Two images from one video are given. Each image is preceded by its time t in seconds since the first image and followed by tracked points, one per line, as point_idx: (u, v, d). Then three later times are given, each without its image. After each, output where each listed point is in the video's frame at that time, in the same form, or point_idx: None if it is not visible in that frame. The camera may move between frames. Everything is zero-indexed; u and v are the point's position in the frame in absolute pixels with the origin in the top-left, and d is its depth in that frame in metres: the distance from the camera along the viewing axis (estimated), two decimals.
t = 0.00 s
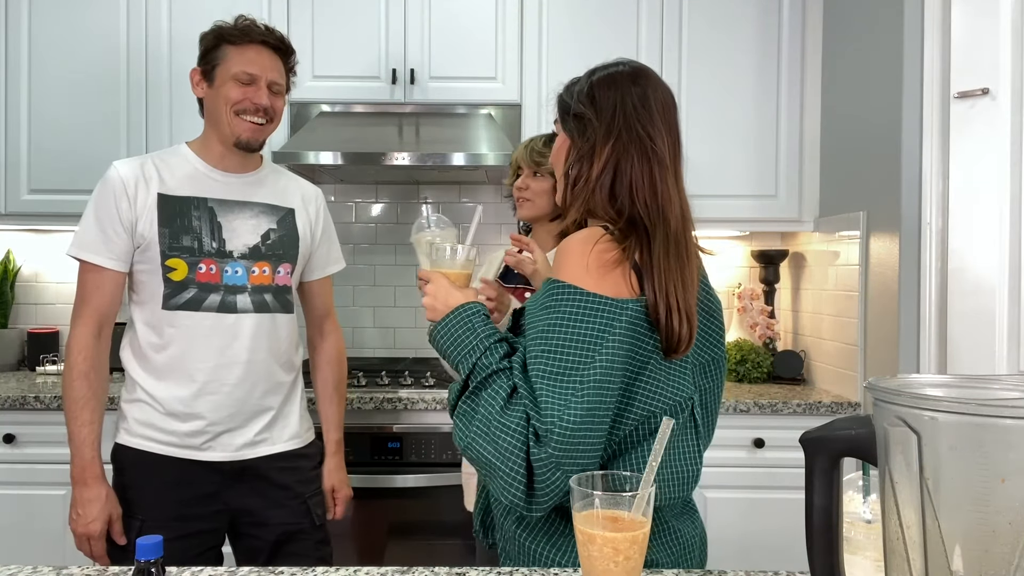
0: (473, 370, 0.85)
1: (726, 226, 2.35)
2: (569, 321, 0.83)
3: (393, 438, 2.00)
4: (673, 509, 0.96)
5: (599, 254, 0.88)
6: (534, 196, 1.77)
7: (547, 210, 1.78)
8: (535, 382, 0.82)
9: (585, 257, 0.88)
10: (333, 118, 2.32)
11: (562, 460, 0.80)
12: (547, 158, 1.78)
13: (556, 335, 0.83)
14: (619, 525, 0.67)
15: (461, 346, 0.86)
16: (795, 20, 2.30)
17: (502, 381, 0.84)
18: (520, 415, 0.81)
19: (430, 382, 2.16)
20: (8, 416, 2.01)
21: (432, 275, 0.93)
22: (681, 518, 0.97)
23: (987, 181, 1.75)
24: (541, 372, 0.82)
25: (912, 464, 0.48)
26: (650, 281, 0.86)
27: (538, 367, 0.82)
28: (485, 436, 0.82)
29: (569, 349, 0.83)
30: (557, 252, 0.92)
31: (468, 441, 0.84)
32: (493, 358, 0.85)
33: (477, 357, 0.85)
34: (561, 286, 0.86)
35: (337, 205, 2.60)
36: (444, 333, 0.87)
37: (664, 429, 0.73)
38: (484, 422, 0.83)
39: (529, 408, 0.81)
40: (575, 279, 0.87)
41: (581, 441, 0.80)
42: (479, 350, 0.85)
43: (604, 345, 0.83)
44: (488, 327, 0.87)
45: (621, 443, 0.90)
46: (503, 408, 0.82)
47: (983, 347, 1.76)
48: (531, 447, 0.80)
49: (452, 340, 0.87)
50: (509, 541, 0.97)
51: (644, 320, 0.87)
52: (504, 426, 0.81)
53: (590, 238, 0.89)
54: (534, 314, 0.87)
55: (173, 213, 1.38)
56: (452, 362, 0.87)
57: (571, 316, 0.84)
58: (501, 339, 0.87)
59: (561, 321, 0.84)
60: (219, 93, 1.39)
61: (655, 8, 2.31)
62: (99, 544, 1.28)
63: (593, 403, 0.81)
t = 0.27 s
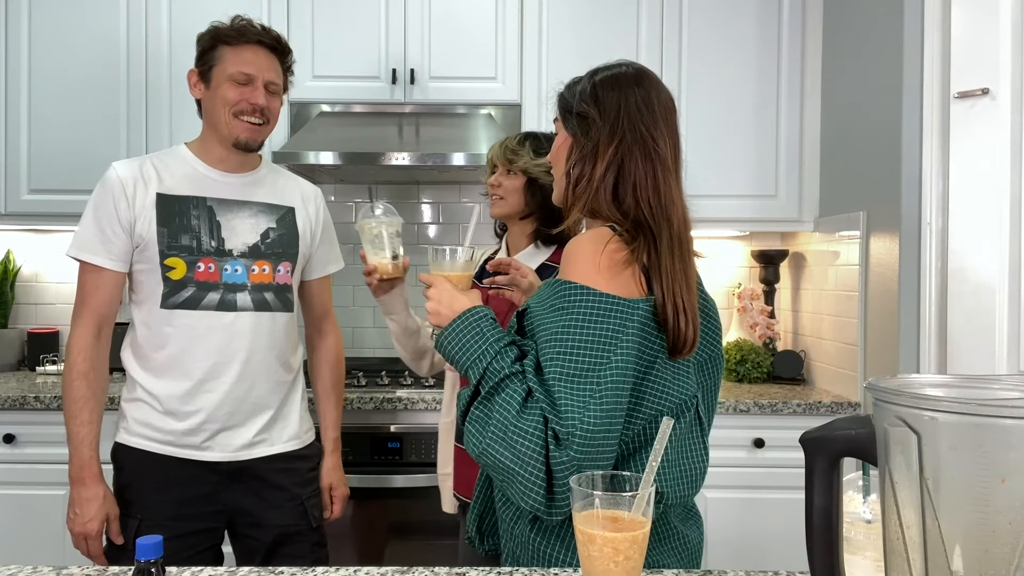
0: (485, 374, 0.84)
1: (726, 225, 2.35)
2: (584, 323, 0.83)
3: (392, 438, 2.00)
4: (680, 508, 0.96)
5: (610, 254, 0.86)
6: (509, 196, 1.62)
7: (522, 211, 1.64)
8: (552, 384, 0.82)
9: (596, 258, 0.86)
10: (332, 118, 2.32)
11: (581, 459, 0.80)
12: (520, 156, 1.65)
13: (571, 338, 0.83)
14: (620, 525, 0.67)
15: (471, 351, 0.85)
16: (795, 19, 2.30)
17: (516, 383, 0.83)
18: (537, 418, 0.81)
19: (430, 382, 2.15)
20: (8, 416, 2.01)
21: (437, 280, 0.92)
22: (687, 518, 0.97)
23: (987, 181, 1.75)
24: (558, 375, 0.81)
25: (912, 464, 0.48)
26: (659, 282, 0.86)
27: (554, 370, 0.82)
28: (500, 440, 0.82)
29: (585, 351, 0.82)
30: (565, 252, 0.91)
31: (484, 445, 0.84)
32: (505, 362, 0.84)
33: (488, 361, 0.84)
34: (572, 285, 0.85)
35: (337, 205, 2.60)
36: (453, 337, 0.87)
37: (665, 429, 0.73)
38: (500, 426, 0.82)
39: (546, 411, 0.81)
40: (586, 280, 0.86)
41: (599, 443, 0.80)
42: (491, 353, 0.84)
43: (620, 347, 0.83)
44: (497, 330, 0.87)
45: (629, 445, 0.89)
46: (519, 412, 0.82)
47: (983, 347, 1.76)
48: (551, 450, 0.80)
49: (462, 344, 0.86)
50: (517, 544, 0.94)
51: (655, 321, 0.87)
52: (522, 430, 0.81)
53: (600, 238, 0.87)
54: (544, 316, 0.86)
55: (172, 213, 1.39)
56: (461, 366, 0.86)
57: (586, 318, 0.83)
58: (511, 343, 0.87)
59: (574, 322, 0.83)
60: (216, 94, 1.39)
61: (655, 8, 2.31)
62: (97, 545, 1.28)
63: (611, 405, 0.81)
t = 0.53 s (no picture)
0: (487, 374, 0.84)
1: (726, 225, 2.35)
2: (587, 323, 0.83)
3: (393, 438, 2.00)
4: (679, 508, 0.96)
5: (617, 255, 0.86)
6: (498, 194, 1.63)
7: (511, 209, 1.64)
8: (554, 384, 0.81)
9: (602, 258, 0.86)
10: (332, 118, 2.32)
11: (583, 459, 0.80)
12: (509, 152, 1.63)
13: (574, 338, 0.82)
14: (619, 525, 0.67)
15: (474, 351, 0.85)
16: (795, 18, 2.30)
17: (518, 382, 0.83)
18: (539, 418, 0.81)
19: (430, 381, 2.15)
20: (8, 416, 2.01)
21: (441, 280, 0.92)
22: (686, 519, 0.97)
23: (986, 182, 1.75)
24: (561, 374, 0.81)
25: (912, 465, 0.48)
26: (664, 282, 0.86)
27: (557, 370, 0.82)
28: (501, 439, 0.82)
29: (588, 352, 0.82)
30: (570, 253, 0.90)
31: (486, 445, 0.84)
32: (507, 362, 0.84)
33: (491, 360, 0.84)
34: (575, 285, 0.85)
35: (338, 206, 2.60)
36: (457, 336, 0.87)
37: (664, 429, 0.73)
38: (502, 425, 0.82)
39: (548, 410, 0.81)
40: (593, 280, 0.85)
41: (602, 444, 0.80)
42: (493, 353, 0.84)
43: (623, 347, 0.83)
44: (500, 329, 0.87)
45: (631, 446, 0.89)
46: (521, 411, 0.82)
47: (983, 347, 1.76)
48: (553, 450, 0.80)
49: (466, 344, 0.86)
50: (518, 546, 0.94)
51: (658, 321, 0.87)
52: (523, 429, 0.81)
53: (606, 239, 0.87)
54: (547, 316, 0.86)
55: (174, 212, 1.38)
56: (465, 365, 0.86)
57: (589, 318, 0.83)
58: (514, 343, 0.86)
59: (580, 323, 0.83)
60: (216, 95, 1.39)
61: (655, 8, 2.31)
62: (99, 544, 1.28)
63: (613, 405, 0.81)
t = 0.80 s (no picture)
0: (493, 377, 0.85)
1: (726, 226, 2.35)
2: (590, 327, 0.83)
3: (392, 438, 2.00)
4: (680, 510, 0.96)
5: (621, 257, 0.86)
6: (493, 191, 1.63)
7: (506, 205, 1.64)
8: (558, 388, 0.82)
9: (606, 260, 0.86)
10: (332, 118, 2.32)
11: (585, 463, 0.80)
12: (506, 149, 1.63)
13: (578, 341, 0.82)
14: (619, 525, 0.67)
15: (481, 353, 0.86)
16: (795, 18, 2.30)
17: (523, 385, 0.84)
18: (542, 421, 0.81)
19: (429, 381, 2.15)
20: (8, 416, 2.01)
21: (450, 283, 0.93)
22: (686, 520, 0.97)
23: (986, 182, 1.75)
24: (564, 378, 0.82)
25: (912, 465, 0.48)
26: (667, 284, 0.86)
27: (560, 373, 0.82)
28: (505, 440, 0.82)
29: (592, 355, 0.82)
30: (573, 253, 0.90)
31: (490, 446, 0.84)
32: (513, 364, 0.84)
33: (498, 362, 0.85)
34: (578, 286, 0.85)
35: (337, 206, 2.60)
36: (466, 337, 0.88)
37: (664, 429, 0.73)
38: (505, 428, 0.83)
39: (551, 414, 0.81)
40: (596, 282, 0.85)
41: (604, 448, 0.80)
42: (500, 355, 0.85)
43: (627, 351, 0.82)
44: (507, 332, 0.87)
45: (632, 448, 0.89)
46: (524, 414, 0.82)
47: (983, 347, 1.76)
48: (555, 453, 0.80)
49: (474, 346, 0.87)
50: (518, 545, 0.94)
51: (661, 324, 0.87)
52: (526, 432, 0.81)
53: (610, 240, 0.87)
54: (550, 318, 0.86)
55: (176, 212, 1.38)
56: (472, 366, 0.87)
57: (592, 321, 0.83)
58: (519, 345, 0.87)
59: (584, 326, 0.83)
60: (216, 95, 1.39)
61: (655, 8, 2.31)
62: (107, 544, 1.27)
63: (616, 409, 0.80)
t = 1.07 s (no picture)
0: (495, 377, 0.85)
1: (726, 226, 2.35)
2: (593, 327, 0.83)
3: (392, 438, 2.00)
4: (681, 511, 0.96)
5: (624, 257, 0.86)
6: (489, 190, 1.65)
7: (501, 205, 1.65)
8: (560, 389, 0.82)
9: (609, 260, 0.86)
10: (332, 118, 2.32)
11: (587, 464, 0.80)
12: (502, 148, 1.64)
13: (580, 342, 0.82)
14: (619, 525, 0.67)
15: (483, 353, 0.86)
16: (795, 18, 2.30)
17: (526, 386, 0.84)
18: (544, 422, 0.81)
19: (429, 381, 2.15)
20: (8, 416, 2.01)
21: (453, 282, 0.93)
22: (687, 522, 0.96)
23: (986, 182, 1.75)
24: (566, 380, 0.81)
25: (912, 465, 0.48)
26: (670, 284, 0.87)
27: (562, 374, 0.82)
28: (508, 441, 0.82)
29: (594, 356, 0.82)
30: (575, 253, 0.90)
31: (492, 447, 0.84)
32: (516, 365, 0.84)
33: (500, 362, 0.85)
34: (580, 286, 0.85)
35: (337, 206, 2.60)
36: (468, 338, 0.88)
37: (664, 429, 0.73)
38: (507, 429, 0.83)
39: (554, 415, 0.81)
40: (599, 282, 0.85)
41: (607, 449, 0.80)
42: (502, 356, 0.85)
43: (629, 352, 0.82)
44: (510, 332, 0.87)
45: (634, 449, 0.89)
46: (527, 415, 0.82)
47: (983, 347, 1.76)
48: (557, 454, 0.80)
49: (476, 346, 0.87)
50: (519, 547, 0.94)
51: (663, 324, 0.87)
52: (528, 433, 0.81)
53: (613, 241, 0.86)
54: (552, 318, 0.86)
55: (178, 212, 1.39)
56: (475, 367, 0.87)
57: (594, 322, 0.83)
58: (521, 345, 0.87)
59: (587, 327, 0.83)
60: (217, 96, 1.39)
61: (655, 8, 2.31)
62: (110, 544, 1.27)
63: (619, 410, 0.81)
